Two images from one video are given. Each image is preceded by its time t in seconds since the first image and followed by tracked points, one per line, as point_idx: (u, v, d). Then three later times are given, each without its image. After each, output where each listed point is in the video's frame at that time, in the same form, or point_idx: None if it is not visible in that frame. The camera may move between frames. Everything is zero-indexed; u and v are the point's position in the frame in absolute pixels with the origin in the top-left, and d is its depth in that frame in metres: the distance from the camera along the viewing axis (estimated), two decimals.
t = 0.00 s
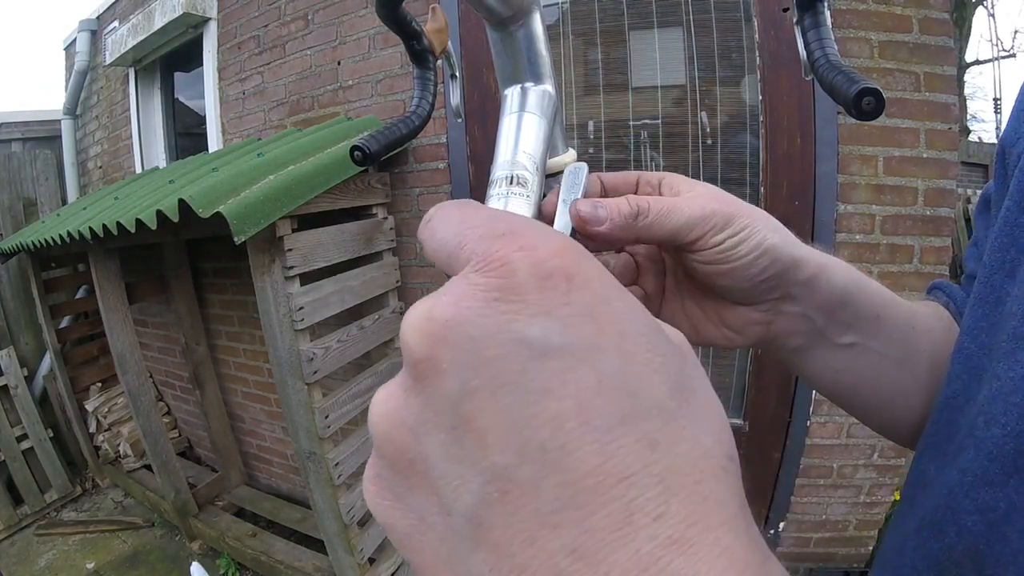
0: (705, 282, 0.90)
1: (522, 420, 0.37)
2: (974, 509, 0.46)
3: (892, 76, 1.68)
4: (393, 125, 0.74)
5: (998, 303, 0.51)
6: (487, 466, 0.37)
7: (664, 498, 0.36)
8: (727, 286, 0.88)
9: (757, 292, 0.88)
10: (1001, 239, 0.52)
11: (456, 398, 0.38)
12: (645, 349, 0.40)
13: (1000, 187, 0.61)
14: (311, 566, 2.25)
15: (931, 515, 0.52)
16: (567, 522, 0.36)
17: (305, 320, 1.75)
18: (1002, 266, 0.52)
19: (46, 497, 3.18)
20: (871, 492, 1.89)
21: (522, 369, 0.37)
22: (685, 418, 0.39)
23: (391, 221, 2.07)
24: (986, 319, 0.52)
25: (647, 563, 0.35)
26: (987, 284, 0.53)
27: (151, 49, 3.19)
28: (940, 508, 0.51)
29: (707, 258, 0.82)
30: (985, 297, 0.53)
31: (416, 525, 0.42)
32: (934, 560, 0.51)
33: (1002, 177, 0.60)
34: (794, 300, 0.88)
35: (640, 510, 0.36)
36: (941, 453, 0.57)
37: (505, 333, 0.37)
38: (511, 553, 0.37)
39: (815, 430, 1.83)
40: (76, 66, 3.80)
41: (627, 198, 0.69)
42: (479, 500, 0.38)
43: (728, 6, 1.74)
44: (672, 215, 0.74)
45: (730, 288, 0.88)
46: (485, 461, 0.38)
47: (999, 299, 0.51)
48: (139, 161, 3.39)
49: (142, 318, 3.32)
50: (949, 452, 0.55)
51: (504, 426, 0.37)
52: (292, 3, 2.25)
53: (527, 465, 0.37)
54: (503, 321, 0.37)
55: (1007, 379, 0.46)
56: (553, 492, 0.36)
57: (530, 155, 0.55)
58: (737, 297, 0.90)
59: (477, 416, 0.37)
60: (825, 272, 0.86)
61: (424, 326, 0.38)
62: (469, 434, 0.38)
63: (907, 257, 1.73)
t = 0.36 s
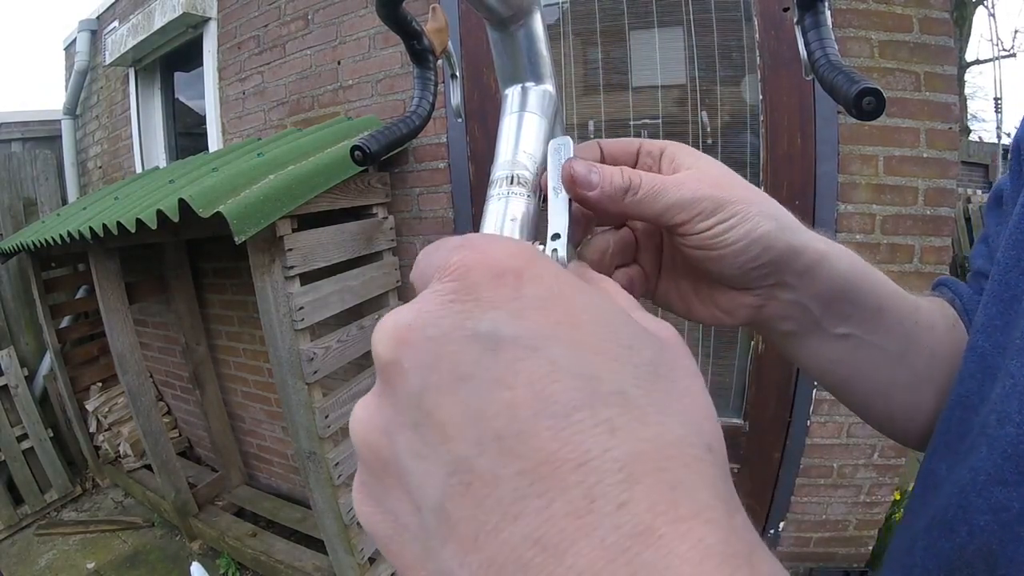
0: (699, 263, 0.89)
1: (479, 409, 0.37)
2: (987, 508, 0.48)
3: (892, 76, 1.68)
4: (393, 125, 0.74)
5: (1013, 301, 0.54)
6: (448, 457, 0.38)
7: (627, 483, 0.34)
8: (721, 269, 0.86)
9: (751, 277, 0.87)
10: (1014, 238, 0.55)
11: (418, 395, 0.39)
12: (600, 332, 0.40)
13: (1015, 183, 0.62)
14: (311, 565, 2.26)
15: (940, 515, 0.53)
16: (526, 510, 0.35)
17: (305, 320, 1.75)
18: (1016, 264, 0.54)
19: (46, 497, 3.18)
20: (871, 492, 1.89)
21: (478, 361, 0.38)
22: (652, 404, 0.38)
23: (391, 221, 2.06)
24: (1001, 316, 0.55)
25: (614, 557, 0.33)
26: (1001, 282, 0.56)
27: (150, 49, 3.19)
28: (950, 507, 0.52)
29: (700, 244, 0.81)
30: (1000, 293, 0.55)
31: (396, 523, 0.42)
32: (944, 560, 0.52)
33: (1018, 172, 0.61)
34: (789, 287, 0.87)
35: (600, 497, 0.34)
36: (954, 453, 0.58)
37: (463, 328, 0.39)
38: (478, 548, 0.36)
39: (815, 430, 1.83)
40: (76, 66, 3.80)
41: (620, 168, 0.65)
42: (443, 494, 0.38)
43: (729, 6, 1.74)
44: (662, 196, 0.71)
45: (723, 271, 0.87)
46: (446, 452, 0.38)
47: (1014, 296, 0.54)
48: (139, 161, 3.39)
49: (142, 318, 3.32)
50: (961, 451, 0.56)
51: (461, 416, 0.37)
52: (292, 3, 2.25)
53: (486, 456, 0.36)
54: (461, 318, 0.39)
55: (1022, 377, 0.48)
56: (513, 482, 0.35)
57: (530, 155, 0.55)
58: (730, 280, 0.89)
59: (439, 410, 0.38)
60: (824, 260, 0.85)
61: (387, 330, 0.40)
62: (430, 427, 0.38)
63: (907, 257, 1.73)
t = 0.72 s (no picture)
0: (706, 284, 0.91)
1: (475, 397, 0.37)
2: (996, 510, 0.50)
3: (892, 76, 1.68)
4: (393, 125, 0.74)
5: None
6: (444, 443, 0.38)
7: (623, 472, 0.34)
8: (727, 287, 0.89)
9: (758, 293, 0.88)
10: None
11: (415, 382, 0.40)
12: (600, 324, 0.40)
13: None
14: (311, 566, 2.26)
15: (950, 518, 0.56)
16: (522, 499, 0.35)
17: (305, 320, 1.75)
18: None
19: (46, 497, 3.18)
20: (871, 492, 1.89)
21: (475, 350, 0.38)
22: (643, 395, 0.38)
23: (391, 221, 2.06)
24: (1015, 320, 0.57)
25: (609, 547, 0.32)
26: (1015, 287, 0.58)
27: (150, 49, 3.19)
28: (959, 510, 0.55)
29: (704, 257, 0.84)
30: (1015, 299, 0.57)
31: (389, 512, 0.42)
32: (954, 561, 0.54)
33: None
34: (798, 304, 0.88)
35: (596, 485, 0.34)
36: (965, 457, 0.62)
37: (461, 316, 0.39)
38: (473, 535, 0.36)
39: (815, 430, 1.83)
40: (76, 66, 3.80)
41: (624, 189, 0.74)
42: (438, 480, 0.38)
43: (728, 6, 1.74)
44: (666, 206, 0.79)
45: (731, 289, 0.89)
46: (441, 439, 0.38)
47: None
48: (139, 161, 3.39)
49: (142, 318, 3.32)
50: (974, 455, 0.60)
51: (457, 404, 0.38)
52: (292, 3, 2.26)
53: (484, 443, 0.36)
54: (458, 307, 0.39)
55: None
56: (510, 468, 0.35)
57: (530, 155, 0.55)
58: (737, 298, 0.90)
59: (436, 398, 0.39)
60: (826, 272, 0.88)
61: (385, 318, 0.41)
62: (427, 412, 0.39)
63: (907, 257, 1.73)
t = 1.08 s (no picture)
0: (722, 337, 0.86)
1: (518, 354, 0.35)
2: (999, 510, 0.50)
3: (892, 76, 1.68)
4: (393, 124, 0.73)
5: None
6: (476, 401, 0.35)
7: (646, 436, 0.33)
8: (745, 327, 0.85)
9: (771, 327, 0.87)
10: None
11: (450, 338, 0.37)
12: (632, 301, 0.39)
13: None
14: (311, 566, 2.26)
15: (955, 518, 0.56)
16: (552, 455, 0.33)
17: (305, 320, 1.75)
18: None
19: (46, 497, 3.19)
20: (871, 492, 1.89)
21: (517, 310, 0.36)
22: (662, 369, 0.37)
23: (391, 221, 2.06)
24: (1020, 324, 0.58)
25: (636, 503, 0.32)
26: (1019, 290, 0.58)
27: (150, 49, 3.19)
28: (964, 510, 0.55)
29: (724, 293, 0.81)
30: (1019, 302, 0.58)
31: (403, 471, 0.38)
32: (959, 561, 0.54)
33: None
34: (812, 332, 0.88)
35: (623, 446, 0.33)
36: (971, 460, 0.62)
37: (503, 277, 0.37)
38: (498, 493, 0.34)
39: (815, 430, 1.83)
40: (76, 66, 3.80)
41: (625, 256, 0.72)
42: (468, 434, 0.35)
43: (728, 6, 1.75)
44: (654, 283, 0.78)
45: (748, 330, 0.86)
46: (475, 394, 0.35)
47: None
48: (139, 161, 3.39)
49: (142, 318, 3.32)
50: (980, 456, 0.60)
51: (497, 361, 0.35)
52: (292, 3, 2.26)
53: (521, 397, 0.34)
54: (501, 268, 0.37)
55: None
56: (545, 424, 0.33)
57: (530, 155, 0.55)
58: (756, 341, 0.86)
59: (475, 352, 0.36)
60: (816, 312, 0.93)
61: (424, 273, 0.38)
62: (463, 367, 0.36)
63: (907, 257, 1.73)
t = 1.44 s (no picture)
0: (717, 337, 0.85)
1: (472, 362, 0.35)
2: (997, 510, 0.51)
3: (893, 76, 1.68)
4: (393, 124, 0.73)
5: None
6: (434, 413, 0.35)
7: (607, 437, 0.32)
8: (741, 327, 0.84)
9: (769, 327, 0.86)
10: None
11: (408, 355, 0.37)
12: (594, 304, 0.38)
13: None
14: (311, 566, 2.26)
15: (953, 518, 0.57)
16: (508, 462, 0.32)
17: (305, 320, 1.75)
18: None
19: (46, 497, 3.19)
20: (871, 492, 1.89)
21: (471, 320, 0.36)
22: (629, 370, 0.36)
23: (391, 221, 2.06)
24: (1018, 325, 0.58)
25: (595, 506, 0.30)
26: (1017, 293, 0.59)
27: (150, 49, 3.19)
28: (962, 511, 0.55)
29: (723, 293, 0.79)
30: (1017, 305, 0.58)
31: (376, 486, 0.38)
32: (957, 561, 0.55)
33: None
34: (808, 334, 0.86)
35: (581, 449, 0.31)
36: (971, 461, 0.61)
37: (454, 289, 0.37)
38: (460, 501, 0.33)
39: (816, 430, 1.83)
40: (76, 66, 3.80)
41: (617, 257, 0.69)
42: (430, 446, 0.35)
43: (728, 6, 1.74)
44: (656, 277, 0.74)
45: (746, 329, 0.85)
46: (433, 407, 0.35)
47: None
48: (139, 161, 3.40)
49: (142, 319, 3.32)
50: (978, 458, 0.60)
51: (451, 372, 0.35)
52: (292, 3, 2.26)
53: (472, 407, 0.34)
54: (455, 282, 0.37)
55: None
56: (499, 432, 0.33)
57: (530, 155, 0.55)
58: (751, 341, 0.86)
59: (431, 365, 0.36)
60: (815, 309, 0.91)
61: (382, 294, 0.38)
62: (421, 383, 0.36)
63: (907, 257, 1.73)
